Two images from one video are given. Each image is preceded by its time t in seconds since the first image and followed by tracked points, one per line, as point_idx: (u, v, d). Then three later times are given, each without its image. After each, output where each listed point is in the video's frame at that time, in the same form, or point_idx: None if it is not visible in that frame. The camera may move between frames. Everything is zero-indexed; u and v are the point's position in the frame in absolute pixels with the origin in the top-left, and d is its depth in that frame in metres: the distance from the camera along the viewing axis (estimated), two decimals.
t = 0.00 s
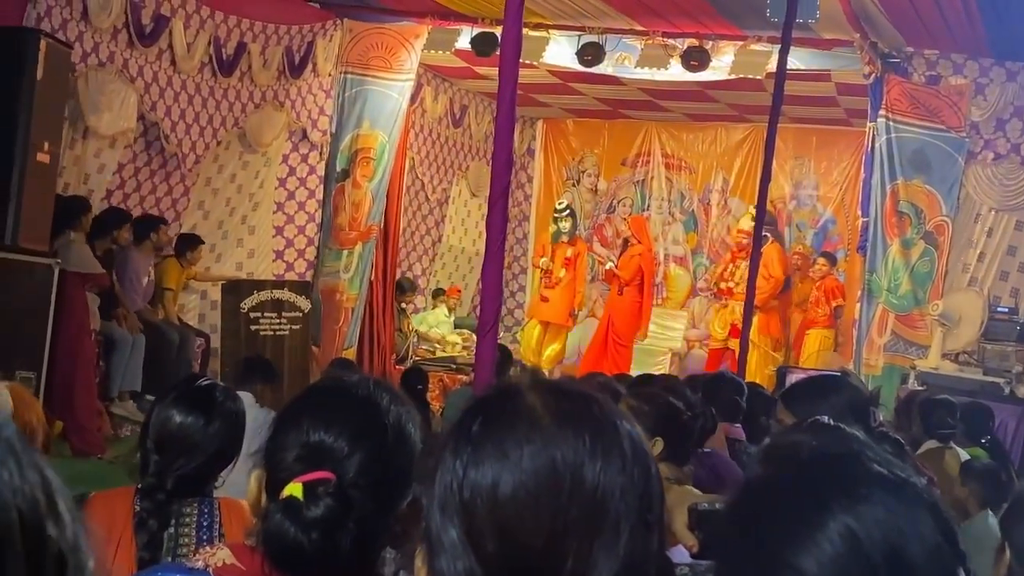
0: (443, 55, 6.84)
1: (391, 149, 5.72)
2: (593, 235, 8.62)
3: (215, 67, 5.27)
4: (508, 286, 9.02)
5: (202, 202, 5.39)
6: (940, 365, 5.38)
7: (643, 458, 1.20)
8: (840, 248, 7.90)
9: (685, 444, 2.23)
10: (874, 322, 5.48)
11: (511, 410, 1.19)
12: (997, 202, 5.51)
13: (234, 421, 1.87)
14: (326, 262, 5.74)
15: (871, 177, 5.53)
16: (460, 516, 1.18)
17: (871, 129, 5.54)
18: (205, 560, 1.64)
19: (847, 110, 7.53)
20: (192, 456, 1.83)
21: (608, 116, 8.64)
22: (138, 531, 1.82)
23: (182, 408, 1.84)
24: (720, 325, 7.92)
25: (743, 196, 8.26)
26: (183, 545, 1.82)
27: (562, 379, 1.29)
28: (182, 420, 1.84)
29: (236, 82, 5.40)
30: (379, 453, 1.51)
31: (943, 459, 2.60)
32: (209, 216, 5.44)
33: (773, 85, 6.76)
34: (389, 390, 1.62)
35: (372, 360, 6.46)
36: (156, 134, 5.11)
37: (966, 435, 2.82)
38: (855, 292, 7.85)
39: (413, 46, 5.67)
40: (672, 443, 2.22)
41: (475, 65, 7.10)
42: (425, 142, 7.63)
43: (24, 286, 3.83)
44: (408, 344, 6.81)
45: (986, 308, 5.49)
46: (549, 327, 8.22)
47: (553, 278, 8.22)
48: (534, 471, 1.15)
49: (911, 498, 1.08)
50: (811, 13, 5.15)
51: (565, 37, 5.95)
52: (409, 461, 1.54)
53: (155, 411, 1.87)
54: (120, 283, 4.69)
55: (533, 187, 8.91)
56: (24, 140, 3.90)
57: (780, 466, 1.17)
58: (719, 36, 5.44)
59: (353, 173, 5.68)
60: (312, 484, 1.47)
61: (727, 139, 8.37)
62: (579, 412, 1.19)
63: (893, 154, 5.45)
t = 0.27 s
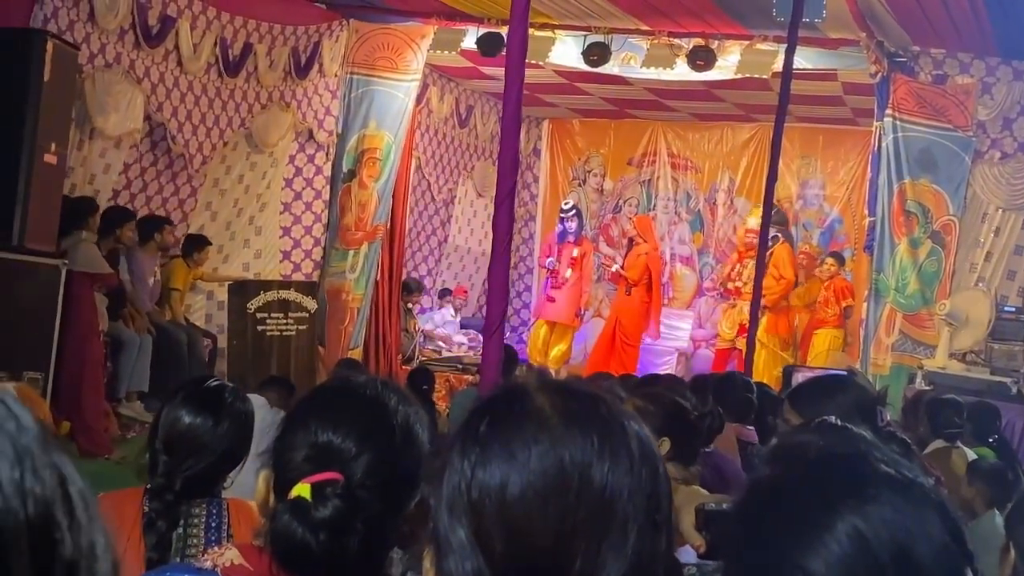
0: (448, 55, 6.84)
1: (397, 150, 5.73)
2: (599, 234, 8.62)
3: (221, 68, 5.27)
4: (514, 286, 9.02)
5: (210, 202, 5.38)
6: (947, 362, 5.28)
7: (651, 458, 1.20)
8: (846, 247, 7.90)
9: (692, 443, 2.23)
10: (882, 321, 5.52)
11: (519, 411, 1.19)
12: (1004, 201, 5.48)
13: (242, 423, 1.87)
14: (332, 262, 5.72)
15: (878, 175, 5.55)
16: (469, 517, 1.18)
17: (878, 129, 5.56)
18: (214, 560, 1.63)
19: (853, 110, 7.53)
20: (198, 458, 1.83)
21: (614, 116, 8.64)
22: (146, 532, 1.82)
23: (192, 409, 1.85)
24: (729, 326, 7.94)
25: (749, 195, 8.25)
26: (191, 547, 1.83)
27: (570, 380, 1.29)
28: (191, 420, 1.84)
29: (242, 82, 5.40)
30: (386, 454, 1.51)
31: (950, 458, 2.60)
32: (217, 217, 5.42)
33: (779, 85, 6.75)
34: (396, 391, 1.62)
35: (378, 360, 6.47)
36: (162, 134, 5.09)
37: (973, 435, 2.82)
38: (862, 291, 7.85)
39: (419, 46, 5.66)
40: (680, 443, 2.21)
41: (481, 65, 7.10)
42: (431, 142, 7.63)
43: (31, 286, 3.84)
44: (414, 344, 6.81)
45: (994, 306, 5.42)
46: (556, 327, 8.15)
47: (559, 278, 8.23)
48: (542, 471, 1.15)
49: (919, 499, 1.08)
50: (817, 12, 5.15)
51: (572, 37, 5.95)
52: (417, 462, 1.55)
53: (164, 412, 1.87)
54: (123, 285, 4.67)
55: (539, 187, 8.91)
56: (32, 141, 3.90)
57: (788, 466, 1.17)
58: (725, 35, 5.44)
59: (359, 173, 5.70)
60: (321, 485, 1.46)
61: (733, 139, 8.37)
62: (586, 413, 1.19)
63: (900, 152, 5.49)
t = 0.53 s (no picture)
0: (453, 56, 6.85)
1: (401, 152, 5.71)
2: (604, 235, 8.61)
3: (226, 69, 5.28)
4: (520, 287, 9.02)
5: (216, 203, 5.41)
6: (954, 364, 5.39)
7: (656, 458, 1.20)
8: (852, 247, 7.89)
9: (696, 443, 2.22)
10: (888, 322, 5.49)
11: (524, 411, 1.19)
12: (1009, 201, 5.50)
13: (248, 423, 1.87)
14: (337, 262, 5.75)
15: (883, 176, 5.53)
16: (474, 517, 1.17)
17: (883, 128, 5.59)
18: (220, 561, 1.63)
19: (859, 110, 7.52)
20: (204, 459, 1.83)
21: (620, 116, 8.64)
22: (153, 532, 1.82)
23: (198, 410, 1.85)
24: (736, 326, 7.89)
25: (755, 196, 8.25)
26: (197, 550, 1.83)
27: (576, 381, 1.29)
28: (198, 421, 1.84)
29: (247, 83, 5.41)
30: (392, 455, 1.52)
31: (957, 458, 2.59)
32: (223, 219, 5.45)
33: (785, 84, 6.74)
34: (403, 392, 1.62)
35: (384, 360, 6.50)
36: (166, 135, 5.12)
37: (980, 435, 2.83)
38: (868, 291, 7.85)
39: (424, 47, 5.67)
40: (685, 442, 2.21)
41: (486, 66, 7.10)
42: (436, 142, 7.64)
43: (37, 286, 3.85)
44: (420, 345, 6.82)
45: (999, 306, 5.46)
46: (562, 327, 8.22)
47: (565, 278, 8.28)
48: (547, 471, 1.15)
49: (923, 499, 1.08)
50: (822, 12, 5.14)
51: (577, 37, 5.95)
52: (423, 463, 1.55)
53: (170, 412, 1.87)
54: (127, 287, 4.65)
55: (544, 188, 8.91)
56: (37, 142, 3.91)
57: (792, 467, 1.17)
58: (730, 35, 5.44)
59: (364, 175, 5.68)
60: (327, 486, 1.46)
61: (739, 139, 8.37)
62: (591, 413, 1.19)
63: (906, 151, 5.46)
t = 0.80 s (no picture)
0: (457, 54, 6.85)
1: (404, 150, 5.75)
2: (607, 233, 8.60)
3: (230, 68, 5.27)
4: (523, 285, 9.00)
5: (218, 202, 5.37)
6: (957, 363, 5.36)
7: (661, 457, 1.20)
8: (855, 246, 7.88)
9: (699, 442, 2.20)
10: (892, 321, 5.48)
11: (529, 410, 1.19)
12: (1013, 198, 5.53)
13: (252, 423, 1.87)
14: (341, 262, 5.78)
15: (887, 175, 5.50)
16: (478, 516, 1.17)
17: (887, 127, 5.53)
18: (224, 560, 1.64)
19: (862, 108, 7.52)
20: (207, 459, 1.83)
21: (623, 115, 8.63)
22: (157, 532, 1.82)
23: (201, 409, 1.85)
24: (739, 325, 7.97)
25: (758, 195, 8.25)
26: (201, 548, 1.82)
27: (582, 380, 1.29)
28: (200, 421, 1.84)
29: (250, 82, 5.40)
30: (397, 455, 1.52)
31: (961, 457, 2.57)
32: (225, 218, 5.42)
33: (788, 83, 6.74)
34: (408, 391, 1.62)
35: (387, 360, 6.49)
36: (171, 134, 5.10)
37: (985, 434, 2.83)
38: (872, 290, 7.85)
39: (427, 46, 5.72)
40: (688, 441, 2.19)
41: (490, 64, 7.10)
42: (439, 141, 7.63)
43: (40, 286, 3.85)
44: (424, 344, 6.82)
45: (1002, 304, 5.49)
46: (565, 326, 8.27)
47: (569, 277, 8.39)
48: (551, 471, 1.15)
49: (929, 497, 1.08)
50: (826, 11, 5.13)
51: (580, 36, 5.94)
52: (429, 462, 1.54)
53: (174, 411, 1.87)
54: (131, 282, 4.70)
55: (547, 186, 8.90)
56: (40, 142, 3.91)
57: (798, 466, 1.17)
58: (733, 34, 5.43)
59: (367, 173, 5.72)
60: (332, 486, 1.47)
61: (743, 137, 8.36)
62: (596, 412, 1.19)
63: (910, 149, 5.44)
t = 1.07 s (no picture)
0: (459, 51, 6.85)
1: (408, 147, 5.74)
2: (610, 230, 8.60)
3: (233, 65, 5.29)
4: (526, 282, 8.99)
5: (221, 198, 5.39)
6: (960, 359, 5.38)
7: (662, 452, 1.19)
8: (859, 242, 7.87)
9: (700, 438, 2.20)
10: (895, 317, 5.50)
11: (529, 405, 1.19)
12: (1016, 194, 5.48)
13: (253, 418, 1.88)
14: (344, 258, 5.74)
15: (891, 171, 5.52)
16: (479, 512, 1.17)
17: (890, 123, 5.54)
18: (226, 556, 1.67)
19: (866, 104, 7.51)
20: (208, 454, 1.83)
21: (627, 111, 8.63)
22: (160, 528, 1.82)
23: (203, 405, 1.85)
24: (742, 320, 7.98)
25: (761, 191, 8.23)
26: (203, 543, 1.81)
27: (583, 375, 1.29)
28: (202, 417, 1.85)
29: (253, 79, 5.41)
30: (398, 451, 1.52)
31: (964, 453, 2.57)
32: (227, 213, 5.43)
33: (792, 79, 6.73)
34: (410, 387, 1.62)
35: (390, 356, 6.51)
36: (176, 132, 5.12)
37: (988, 430, 2.83)
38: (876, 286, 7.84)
39: (430, 42, 5.67)
40: (690, 437, 2.20)
41: (492, 61, 7.10)
42: (442, 137, 7.63)
43: (45, 283, 3.87)
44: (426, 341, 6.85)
45: (1006, 302, 5.44)
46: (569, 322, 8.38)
47: (572, 273, 8.40)
48: (552, 466, 1.15)
49: (932, 493, 1.07)
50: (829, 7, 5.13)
51: (583, 32, 5.94)
52: (430, 458, 1.54)
53: (176, 407, 1.88)
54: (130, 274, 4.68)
55: (551, 183, 8.90)
56: (43, 140, 3.91)
57: (799, 462, 1.16)
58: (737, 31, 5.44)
59: (371, 170, 5.69)
60: (333, 481, 1.46)
61: (745, 133, 8.36)
62: (597, 407, 1.19)
63: (913, 145, 5.47)
